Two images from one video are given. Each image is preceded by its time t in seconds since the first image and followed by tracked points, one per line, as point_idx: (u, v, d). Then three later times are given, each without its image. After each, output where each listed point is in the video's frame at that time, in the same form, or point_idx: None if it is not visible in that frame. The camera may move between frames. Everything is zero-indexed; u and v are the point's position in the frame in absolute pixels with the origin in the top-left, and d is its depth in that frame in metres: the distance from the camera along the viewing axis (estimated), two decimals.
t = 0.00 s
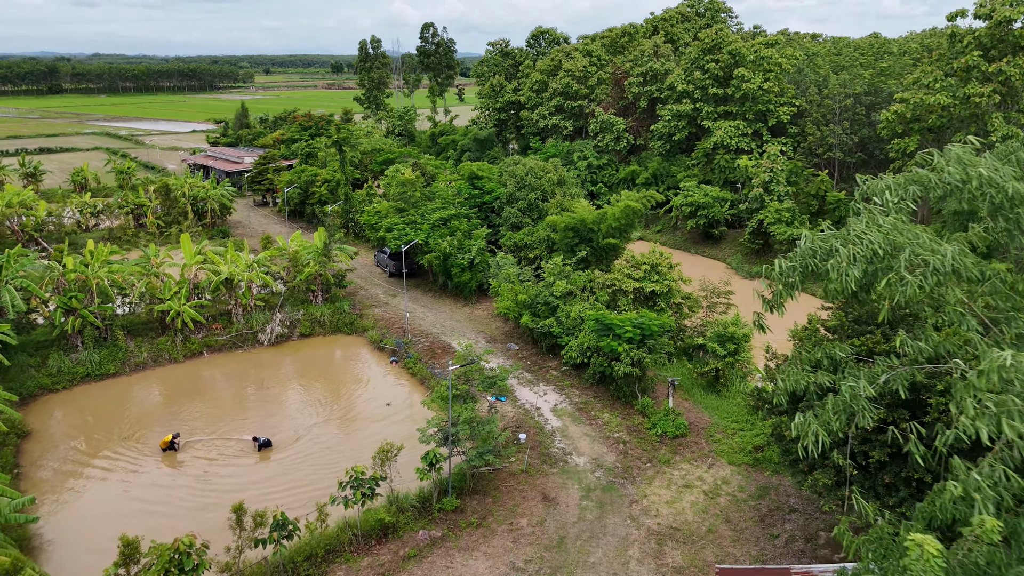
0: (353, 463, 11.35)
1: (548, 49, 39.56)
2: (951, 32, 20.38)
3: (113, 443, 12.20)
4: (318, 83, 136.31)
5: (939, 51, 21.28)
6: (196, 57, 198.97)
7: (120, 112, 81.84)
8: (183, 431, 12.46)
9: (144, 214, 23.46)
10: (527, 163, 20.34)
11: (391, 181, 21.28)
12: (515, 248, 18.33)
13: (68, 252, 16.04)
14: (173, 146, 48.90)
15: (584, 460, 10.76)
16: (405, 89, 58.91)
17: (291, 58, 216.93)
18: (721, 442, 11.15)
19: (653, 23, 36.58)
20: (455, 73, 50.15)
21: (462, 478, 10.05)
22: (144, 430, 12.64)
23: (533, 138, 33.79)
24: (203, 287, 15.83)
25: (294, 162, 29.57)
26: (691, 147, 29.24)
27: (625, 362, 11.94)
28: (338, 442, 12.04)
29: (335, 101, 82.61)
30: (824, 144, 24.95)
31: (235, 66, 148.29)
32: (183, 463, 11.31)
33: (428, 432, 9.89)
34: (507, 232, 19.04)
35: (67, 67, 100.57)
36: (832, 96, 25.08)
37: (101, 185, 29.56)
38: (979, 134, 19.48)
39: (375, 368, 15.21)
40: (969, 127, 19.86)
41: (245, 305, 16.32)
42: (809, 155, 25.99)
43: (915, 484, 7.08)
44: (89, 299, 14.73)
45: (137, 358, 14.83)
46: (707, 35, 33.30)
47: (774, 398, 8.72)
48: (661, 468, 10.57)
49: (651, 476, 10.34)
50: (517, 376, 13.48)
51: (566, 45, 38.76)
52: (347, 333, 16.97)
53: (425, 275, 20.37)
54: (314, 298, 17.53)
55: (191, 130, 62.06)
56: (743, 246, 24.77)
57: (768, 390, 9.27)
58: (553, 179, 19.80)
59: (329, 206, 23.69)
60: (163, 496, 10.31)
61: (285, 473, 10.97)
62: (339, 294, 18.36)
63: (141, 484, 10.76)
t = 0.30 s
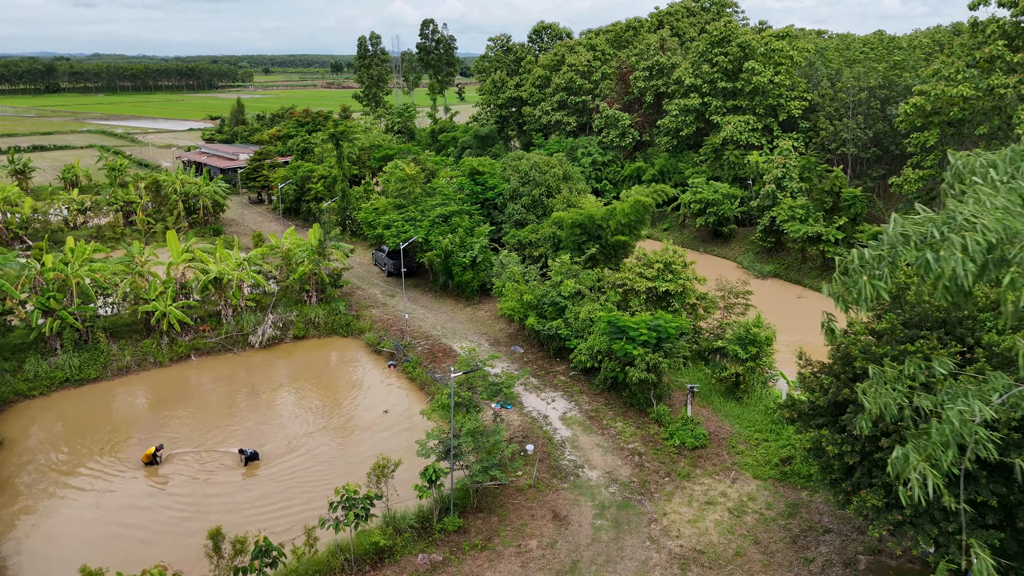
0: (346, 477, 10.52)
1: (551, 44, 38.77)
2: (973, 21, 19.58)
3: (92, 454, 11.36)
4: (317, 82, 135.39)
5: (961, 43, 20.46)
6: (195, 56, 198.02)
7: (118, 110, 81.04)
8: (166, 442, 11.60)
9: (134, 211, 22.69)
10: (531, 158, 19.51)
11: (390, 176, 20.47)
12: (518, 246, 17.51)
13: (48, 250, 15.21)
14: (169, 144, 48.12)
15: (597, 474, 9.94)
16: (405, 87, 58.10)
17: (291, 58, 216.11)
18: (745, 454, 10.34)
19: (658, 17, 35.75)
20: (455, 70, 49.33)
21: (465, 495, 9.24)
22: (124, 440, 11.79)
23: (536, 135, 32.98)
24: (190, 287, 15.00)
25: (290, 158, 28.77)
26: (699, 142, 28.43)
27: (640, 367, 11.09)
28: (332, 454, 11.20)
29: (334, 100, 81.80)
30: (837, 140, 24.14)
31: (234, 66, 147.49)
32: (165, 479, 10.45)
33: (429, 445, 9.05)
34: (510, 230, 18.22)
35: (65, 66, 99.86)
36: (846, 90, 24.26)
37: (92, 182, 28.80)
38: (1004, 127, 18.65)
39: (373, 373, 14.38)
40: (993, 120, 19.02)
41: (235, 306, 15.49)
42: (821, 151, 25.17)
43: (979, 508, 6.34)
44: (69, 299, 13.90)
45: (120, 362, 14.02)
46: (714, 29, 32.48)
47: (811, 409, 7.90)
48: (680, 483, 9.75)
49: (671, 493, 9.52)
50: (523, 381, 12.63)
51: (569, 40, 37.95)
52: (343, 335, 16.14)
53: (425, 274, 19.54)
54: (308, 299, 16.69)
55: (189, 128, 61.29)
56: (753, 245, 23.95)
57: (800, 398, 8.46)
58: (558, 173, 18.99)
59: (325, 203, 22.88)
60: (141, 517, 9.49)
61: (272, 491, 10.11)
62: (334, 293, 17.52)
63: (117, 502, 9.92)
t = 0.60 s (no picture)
0: (336, 496, 9.67)
1: (553, 40, 37.92)
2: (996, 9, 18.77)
3: (64, 468, 10.51)
4: (317, 82, 134.58)
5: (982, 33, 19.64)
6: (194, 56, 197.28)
7: (115, 109, 80.20)
8: (144, 455, 10.76)
9: (122, 208, 21.85)
10: (535, 153, 18.68)
11: (388, 172, 19.64)
12: (522, 244, 16.67)
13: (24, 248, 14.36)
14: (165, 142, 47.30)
15: (610, 492, 9.09)
16: (404, 85, 57.21)
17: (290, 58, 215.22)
18: (770, 469, 9.48)
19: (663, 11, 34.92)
20: (455, 68, 48.47)
21: (465, 517, 8.40)
22: (100, 452, 10.94)
23: (538, 131, 32.14)
24: (174, 288, 14.16)
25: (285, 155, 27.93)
26: (706, 139, 27.59)
27: (655, 375, 10.24)
28: (323, 469, 10.34)
29: (333, 99, 80.92)
30: (850, 135, 23.32)
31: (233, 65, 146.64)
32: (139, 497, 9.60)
33: (425, 464, 8.20)
34: (513, 228, 17.39)
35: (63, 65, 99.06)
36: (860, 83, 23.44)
37: (82, 179, 27.96)
38: None
39: (367, 379, 13.54)
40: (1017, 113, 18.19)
41: (222, 308, 14.65)
42: (833, 146, 24.33)
43: None
44: (44, 301, 13.05)
45: (98, 367, 13.17)
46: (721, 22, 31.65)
47: (854, 425, 7.05)
48: (702, 502, 8.90)
49: (692, 513, 8.67)
50: (528, 389, 11.79)
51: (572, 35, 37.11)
52: (337, 338, 15.29)
53: (423, 274, 18.71)
54: (300, 300, 15.84)
55: (185, 127, 60.41)
56: (764, 244, 23.11)
57: (839, 412, 7.61)
58: (562, 169, 18.16)
59: (320, 200, 22.04)
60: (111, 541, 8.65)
61: (256, 511, 9.25)
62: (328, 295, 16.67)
63: (85, 524, 9.07)
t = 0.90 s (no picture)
0: (322, 523, 8.82)
1: (555, 35, 37.03)
2: None
3: (28, 489, 9.67)
4: (316, 81, 133.65)
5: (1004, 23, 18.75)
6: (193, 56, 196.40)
7: (112, 109, 79.36)
8: (116, 475, 9.91)
9: (108, 207, 21.01)
10: (537, 149, 17.80)
11: (383, 170, 18.79)
12: (524, 245, 15.83)
13: None
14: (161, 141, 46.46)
15: (623, 520, 8.24)
16: (403, 83, 56.31)
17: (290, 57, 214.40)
18: (799, 493, 8.63)
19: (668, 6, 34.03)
20: (455, 65, 47.58)
21: (463, 550, 7.55)
22: (69, 470, 10.10)
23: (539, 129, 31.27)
24: (154, 292, 13.31)
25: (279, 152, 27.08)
26: (713, 136, 26.73)
27: (671, 389, 9.38)
28: (310, 493, 9.48)
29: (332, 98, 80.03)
30: (864, 131, 22.46)
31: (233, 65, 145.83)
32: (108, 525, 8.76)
33: (417, 493, 7.34)
34: (514, 228, 16.53)
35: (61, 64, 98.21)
36: (874, 78, 22.57)
37: (70, 178, 27.12)
38: None
39: (360, 390, 12.66)
40: None
41: (206, 313, 13.81)
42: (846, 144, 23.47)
43: None
44: (13, 306, 12.19)
45: (72, 376, 12.33)
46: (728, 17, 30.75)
47: (904, 453, 6.20)
48: (724, 531, 8.05)
49: (713, 544, 7.83)
50: (532, 401, 10.92)
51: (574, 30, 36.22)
52: (328, 345, 14.43)
53: (420, 277, 17.86)
54: (289, 304, 14.98)
55: (182, 126, 59.56)
56: (776, 245, 22.26)
57: (884, 435, 6.75)
58: (566, 166, 17.29)
59: (314, 199, 21.19)
60: None
61: (234, 543, 8.40)
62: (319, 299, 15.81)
63: (44, 555, 8.24)
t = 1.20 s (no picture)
0: (302, 563, 7.98)
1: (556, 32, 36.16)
2: None
3: None
4: (315, 81, 132.70)
5: None
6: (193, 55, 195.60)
7: (108, 108, 78.48)
8: (80, 504, 9.05)
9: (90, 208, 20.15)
10: (538, 148, 16.96)
11: (377, 170, 17.96)
12: (524, 249, 14.99)
13: None
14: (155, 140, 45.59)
15: (634, 559, 7.40)
16: (402, 82, 55.38)
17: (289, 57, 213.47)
18: (828, 527, 7.79)
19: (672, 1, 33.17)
20: (454, 63, 46.68)
21: None
22: (29, 498, 9.24)
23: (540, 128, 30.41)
24: (129, 300, 12.46)
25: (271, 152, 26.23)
26: (719, 135, 25.88)
27: (686, 410, 8.54)
28: (290, 526, 8.63)
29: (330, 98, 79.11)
30: (877, 130, 21.61)
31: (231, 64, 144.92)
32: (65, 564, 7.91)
33: (404, 536, 6.49)
34: (513, 231, 15.68)
35: (57, 63, 97.30)
36: (887, 74, 21.74)
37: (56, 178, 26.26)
38: None
39: (348, 406, 11.79)
40: None
41: (185, 322, 12.95)
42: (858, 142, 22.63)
43: None
44: None
45: (38, 391, 11.48)
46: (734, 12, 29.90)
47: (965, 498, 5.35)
48: (747, 573, 7.20)
49: None
50: (533, 421, 10.06)
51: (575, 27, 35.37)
52: (316, 356, 13.57)
53: (415, 281, 17.03)
54: (275, 312, 14.12)
55: (178, 125, 58.69)
56: (785, 247, 21.43)
57: (936, 473, 5.90)
58: (568, 166, 16.44)
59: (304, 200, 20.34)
60: None
61: None
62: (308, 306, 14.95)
63: None
